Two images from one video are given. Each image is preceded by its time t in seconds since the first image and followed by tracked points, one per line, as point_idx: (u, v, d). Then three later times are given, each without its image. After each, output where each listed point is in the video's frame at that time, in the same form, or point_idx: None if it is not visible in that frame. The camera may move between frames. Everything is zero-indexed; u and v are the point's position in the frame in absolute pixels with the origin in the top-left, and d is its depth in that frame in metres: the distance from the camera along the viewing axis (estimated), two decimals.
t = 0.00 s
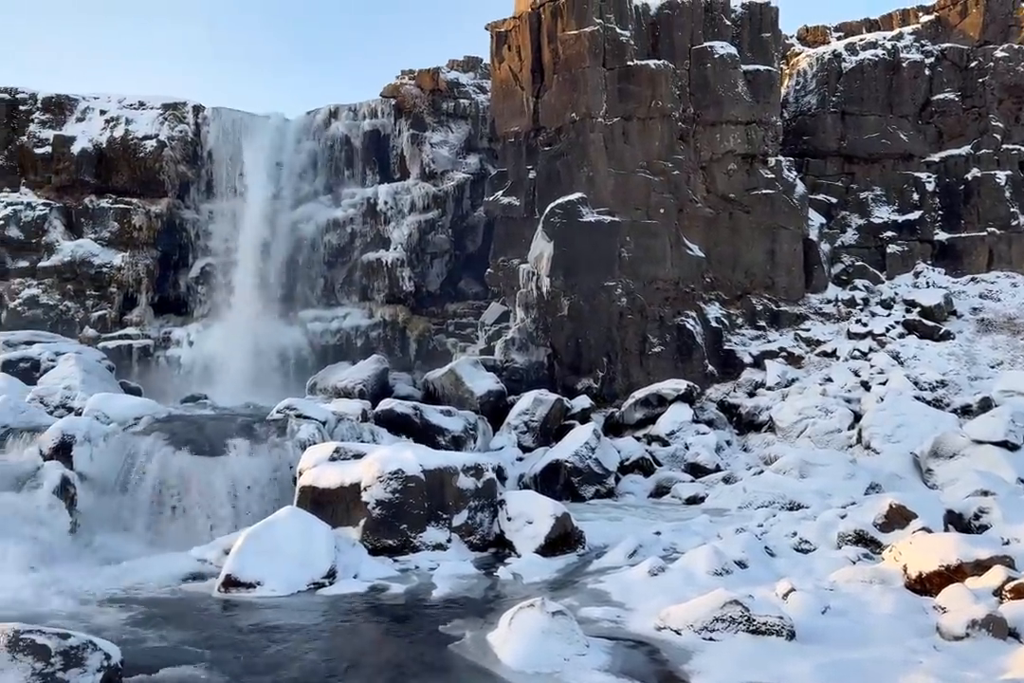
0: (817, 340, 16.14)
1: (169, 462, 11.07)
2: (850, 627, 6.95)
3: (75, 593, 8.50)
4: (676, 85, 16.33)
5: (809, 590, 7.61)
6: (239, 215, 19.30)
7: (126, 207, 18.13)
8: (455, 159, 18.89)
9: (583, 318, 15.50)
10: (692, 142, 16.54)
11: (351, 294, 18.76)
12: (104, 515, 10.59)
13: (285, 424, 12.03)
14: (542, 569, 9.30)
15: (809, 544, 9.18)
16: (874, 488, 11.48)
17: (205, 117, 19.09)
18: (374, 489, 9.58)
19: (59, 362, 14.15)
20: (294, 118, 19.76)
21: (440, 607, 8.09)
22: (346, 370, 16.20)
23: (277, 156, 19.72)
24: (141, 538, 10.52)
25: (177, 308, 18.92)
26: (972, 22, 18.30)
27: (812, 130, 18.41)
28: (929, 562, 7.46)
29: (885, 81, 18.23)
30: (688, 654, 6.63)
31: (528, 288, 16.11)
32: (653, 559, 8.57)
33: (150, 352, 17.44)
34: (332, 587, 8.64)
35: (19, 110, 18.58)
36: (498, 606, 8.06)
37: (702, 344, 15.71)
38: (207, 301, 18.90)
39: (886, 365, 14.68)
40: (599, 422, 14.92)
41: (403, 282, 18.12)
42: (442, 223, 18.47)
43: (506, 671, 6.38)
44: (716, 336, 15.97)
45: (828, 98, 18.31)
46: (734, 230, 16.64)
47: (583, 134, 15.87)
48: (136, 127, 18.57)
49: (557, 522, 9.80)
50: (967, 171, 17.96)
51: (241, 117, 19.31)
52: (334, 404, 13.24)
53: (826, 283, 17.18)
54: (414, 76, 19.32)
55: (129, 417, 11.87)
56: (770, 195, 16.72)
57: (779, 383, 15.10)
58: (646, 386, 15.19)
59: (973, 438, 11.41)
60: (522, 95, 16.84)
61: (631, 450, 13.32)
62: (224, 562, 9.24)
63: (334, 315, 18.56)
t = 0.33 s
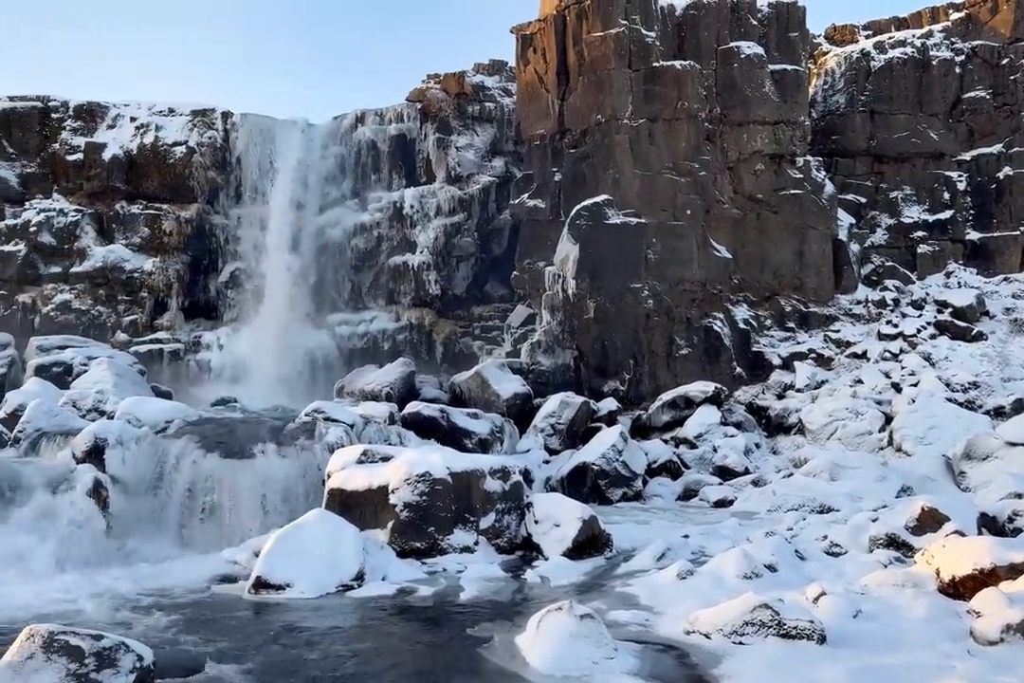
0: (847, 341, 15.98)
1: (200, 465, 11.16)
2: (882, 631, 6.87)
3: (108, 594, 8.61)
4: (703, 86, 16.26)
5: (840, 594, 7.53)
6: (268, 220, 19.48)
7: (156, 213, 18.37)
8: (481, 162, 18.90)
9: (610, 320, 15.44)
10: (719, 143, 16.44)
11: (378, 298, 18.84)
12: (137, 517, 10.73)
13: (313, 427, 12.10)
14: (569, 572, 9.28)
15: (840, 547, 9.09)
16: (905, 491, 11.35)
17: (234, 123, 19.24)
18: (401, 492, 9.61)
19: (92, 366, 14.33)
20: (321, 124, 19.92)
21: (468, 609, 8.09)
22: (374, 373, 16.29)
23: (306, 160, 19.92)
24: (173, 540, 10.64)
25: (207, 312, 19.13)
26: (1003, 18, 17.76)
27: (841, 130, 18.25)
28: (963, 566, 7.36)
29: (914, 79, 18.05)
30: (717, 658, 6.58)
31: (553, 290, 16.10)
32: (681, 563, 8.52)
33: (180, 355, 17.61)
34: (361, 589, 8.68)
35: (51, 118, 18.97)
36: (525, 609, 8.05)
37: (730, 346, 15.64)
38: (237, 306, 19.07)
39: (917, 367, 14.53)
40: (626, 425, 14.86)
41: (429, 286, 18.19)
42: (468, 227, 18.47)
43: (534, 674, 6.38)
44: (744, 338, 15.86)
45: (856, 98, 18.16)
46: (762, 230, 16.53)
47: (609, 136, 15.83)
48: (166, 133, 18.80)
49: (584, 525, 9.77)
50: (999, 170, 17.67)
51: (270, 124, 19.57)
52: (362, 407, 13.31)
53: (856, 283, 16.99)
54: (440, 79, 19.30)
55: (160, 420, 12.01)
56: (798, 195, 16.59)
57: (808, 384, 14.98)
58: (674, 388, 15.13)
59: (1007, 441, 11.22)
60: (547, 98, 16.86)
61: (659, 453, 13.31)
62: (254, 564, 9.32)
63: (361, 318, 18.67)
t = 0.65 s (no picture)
0: (883, 343, 15.79)
1: (234, 468, 11.27)
2: (919, 637, 6.77)
3: (144, 596, 8.74)
4: (734, 86, 16.15)
5: (876, 599, 7.44)
6: (300, 226, 19.65)
7: (190, 219, 18.70)
8: (510, 165, 18.70)
9: (641, 323, 15.34)
10: (751, 144, 16.33)
11: (409, 301, 18.92)
12: (172, 520, 10.88)
13: (345, 430, 12.19)
14: (601, 576, 9.25)
15: (876, 552, 8.97)
16: (943, 495, 11.21)
17: (266, 129, 19.39)
18: (432, 495, 9.64)
19: (129, 370, 14.54)
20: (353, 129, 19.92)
21: (500, 613, 8.10)
22: (405, 377, 16.36)
23: (337, 165, 19.90)
24: (207, 543, 10.76)
25: (240, 317, 19.34)
26: None
27: (874, 130, 18.06)
28: (1002, 572, 7.23)
29: (949, 78, 17.79)
30: (752, 663, 6.53)
31: (584, 293, 16.07)
32: (714, 567, 8.45)
33: (215, 359, 17.87)
34: (393, 591, 8.72)
35: (87, 126, 19.27)
36: (557, 613, 8.03)
37: (763, 349, 15.51)
38: (269, 310, 19.26)
39: (954, 369, 14.36)
40: (657, 428, 14.74)
41: (459, 289, 18.20)
42: (497, 231, 18.37)
43: (567, 678, 6.35)
44: (777, 340, 15.72)
45: (889, 97, 17.94)
46: (795, 232, 16.39)
47: (639, 137, 15.77)
48: (200, 141, 19.06)
49: (616, 528, 9.73)
50: None
51: (301, 129, 19.55)
52: (393, 410, 13.37)
53: (891, 284, 16.88)
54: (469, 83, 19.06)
55: (195, 424, 12.15)
56: (831, 196, 16.44)
57: (842, 387, 14.82)
58: (706, 391, 15.04)
59: None
60: (576, 100, 16.82)
61: (690, 458, 13.23)
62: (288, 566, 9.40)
63: (392, 322, 18.76)
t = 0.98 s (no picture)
0: (919, 347, 15.60)
1: (268, 473, 11.38)
2: (958, 645, 6.66)
3: (180, 599, 8.84)
4: (766, 88, 16.04)
5: (913, 606, 7.32)
6: (333, 232, 19.80)
7: (225, 226, 18.87)
8: (540, 170, 18.63)
9: (672, 327, 15.32)
10: (784, 146, 16.20)
11: (440, 306, 18.99)
12: (208, 523, 11.01)
13: (377, 434, 12.27)
14: (634, 582, 9.21)
15: (913, 558, 8.84)
16: (982, 501, 11.06)
17: (299, 137, 19.60)
18: (464, 500, 9.66)
19: (164, 375, 14.73)
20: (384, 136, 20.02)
21: (532, 618, 8.09)
22: (436, 381, 16.41)
23: (368, 171, 20.00)
24: (241, 546, 10.87)
25: (274, 322, 19.53)
26: None
27: (910, 130, 17.82)
28: None
29: (986, 78, 17.51)
30: (787, 671, 6.46)
31: (614, 297, 16.00)
32: (749, 574, 8.37)
33: (249, 364, 18.09)
34: (425, 596, 8.74)
35: (124, 134, 19.57)
36: (590, 619, 8.01)
37: (797, 353, 15.36)
38: (302, 316, 19.43)
39: (993, 372, 14.06)
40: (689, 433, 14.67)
41: (490, 294, 18.18)
42: (528, 235, 18.34)
43: None
44: (812, 344, 15.57)
45: (925, 98, 17.67)
46: (829, 234, 16.23)
47: (670, 141, 15.73)
48: (234, 148, 19.28)
49: (648, 534, 9.68)
50: None
51: (333, 136, 19.71)
52: (425, 414, 13.41)
53: (927, 287, 16.52)
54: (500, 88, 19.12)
55: (230, 428, 12.25)
56: (866, 198, 16.25)
57: (878, 391, 14.64)
58: (739, 396, 14.93)
59: None
60: (607, 104, 16.77)
61: (723, 462, 13.06)
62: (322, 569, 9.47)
63: (423, 327, 18.85)
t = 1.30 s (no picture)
0: (955, 353, 15.37)
1: (300, 479, 11.46)
2: (998, 656, 6.54)
3: (214, 604, 8.92)
4: (798, 92, 15.93)
5: (952, 617, 7.20)
6: (363, 239, 19.90)
7: (259, 235, 19.10)
8: (570, 176, 18.61)
9: (703, 332, 15.21)
10: (817, 150, 16.05)
11: (470, 313, 19.03)
12: (241, 529, 11.09)
13: (408, 441, 12.31)
14: (666, 590, 9.14)
15: (951, 568, 8.69)
16: (1021, 510, 10.87)
17: (331, 145, 19.73)
18: (495, 507, 9.64)
19: (199, 382, 14.90)
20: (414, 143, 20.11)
21: (563, 626, 8.07)
22: (466, 387, 16.43)
23: (399, 179, 20.08)
24: (274, 551, 10.95)
25: (306, 329, 19.69)
26: None
27: (944, 134, 17.64)
28: None
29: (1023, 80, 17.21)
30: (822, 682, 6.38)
31: (645, 303, 15.92)
32: (782, 582, 8.28)
33: (282, 371, 18.25)
34: (456, 602, 8.74)
35: (159, 144, 19.86)
36: (622, 627, 7.97)
37: (831, 359, 15.19)
38: (334, 323, 19.56)
39: None
40: (722, 440, 14.57)
41: (520, 300, 18.23)
42: (558, 242, 18.33)
43: None
44: (846, 350, 15.41)
45: (960, 101, 17.50)
46: (863, 239, 16.04)
47: (701, 146, 15.67)
48: (267, 157, 19.48)
49: (680, 542, 9.60)
50: None
51: (364, 144, 19.83)
52: (456, 421, 13.40)
53: (964, 292, 16.35)
54: (530, 95, 19.07)
55: (263, 434, 12.37)
56: (900, 202, 16.07)
57: (914, 398, 14.43)
58: (772, 402, 14.80)
59: None
60: (637, 109, 16.71)
61: (756, 470, 12.96)
62: (354, 575, 9.51)
63: (453, 333, 18.91)
